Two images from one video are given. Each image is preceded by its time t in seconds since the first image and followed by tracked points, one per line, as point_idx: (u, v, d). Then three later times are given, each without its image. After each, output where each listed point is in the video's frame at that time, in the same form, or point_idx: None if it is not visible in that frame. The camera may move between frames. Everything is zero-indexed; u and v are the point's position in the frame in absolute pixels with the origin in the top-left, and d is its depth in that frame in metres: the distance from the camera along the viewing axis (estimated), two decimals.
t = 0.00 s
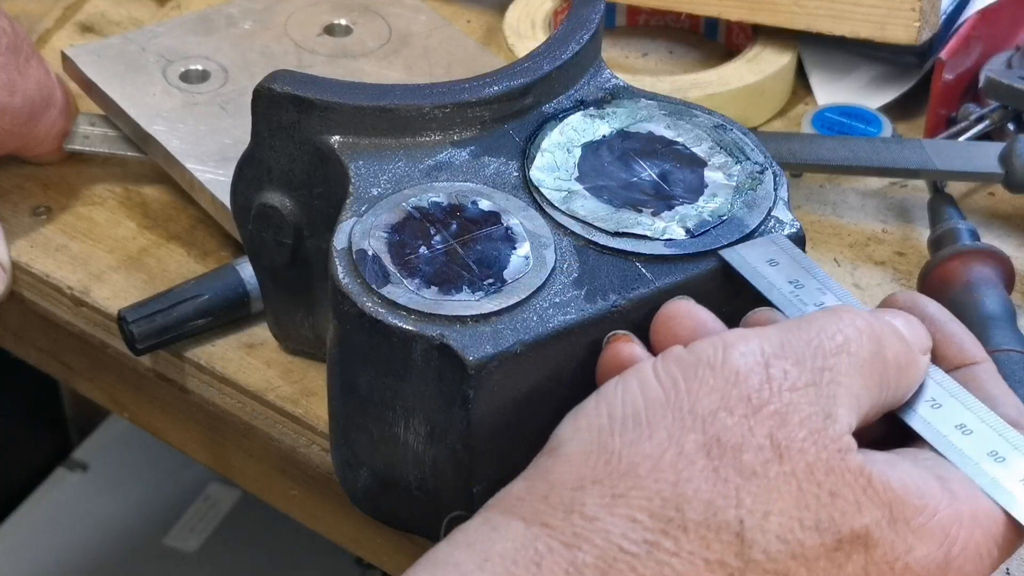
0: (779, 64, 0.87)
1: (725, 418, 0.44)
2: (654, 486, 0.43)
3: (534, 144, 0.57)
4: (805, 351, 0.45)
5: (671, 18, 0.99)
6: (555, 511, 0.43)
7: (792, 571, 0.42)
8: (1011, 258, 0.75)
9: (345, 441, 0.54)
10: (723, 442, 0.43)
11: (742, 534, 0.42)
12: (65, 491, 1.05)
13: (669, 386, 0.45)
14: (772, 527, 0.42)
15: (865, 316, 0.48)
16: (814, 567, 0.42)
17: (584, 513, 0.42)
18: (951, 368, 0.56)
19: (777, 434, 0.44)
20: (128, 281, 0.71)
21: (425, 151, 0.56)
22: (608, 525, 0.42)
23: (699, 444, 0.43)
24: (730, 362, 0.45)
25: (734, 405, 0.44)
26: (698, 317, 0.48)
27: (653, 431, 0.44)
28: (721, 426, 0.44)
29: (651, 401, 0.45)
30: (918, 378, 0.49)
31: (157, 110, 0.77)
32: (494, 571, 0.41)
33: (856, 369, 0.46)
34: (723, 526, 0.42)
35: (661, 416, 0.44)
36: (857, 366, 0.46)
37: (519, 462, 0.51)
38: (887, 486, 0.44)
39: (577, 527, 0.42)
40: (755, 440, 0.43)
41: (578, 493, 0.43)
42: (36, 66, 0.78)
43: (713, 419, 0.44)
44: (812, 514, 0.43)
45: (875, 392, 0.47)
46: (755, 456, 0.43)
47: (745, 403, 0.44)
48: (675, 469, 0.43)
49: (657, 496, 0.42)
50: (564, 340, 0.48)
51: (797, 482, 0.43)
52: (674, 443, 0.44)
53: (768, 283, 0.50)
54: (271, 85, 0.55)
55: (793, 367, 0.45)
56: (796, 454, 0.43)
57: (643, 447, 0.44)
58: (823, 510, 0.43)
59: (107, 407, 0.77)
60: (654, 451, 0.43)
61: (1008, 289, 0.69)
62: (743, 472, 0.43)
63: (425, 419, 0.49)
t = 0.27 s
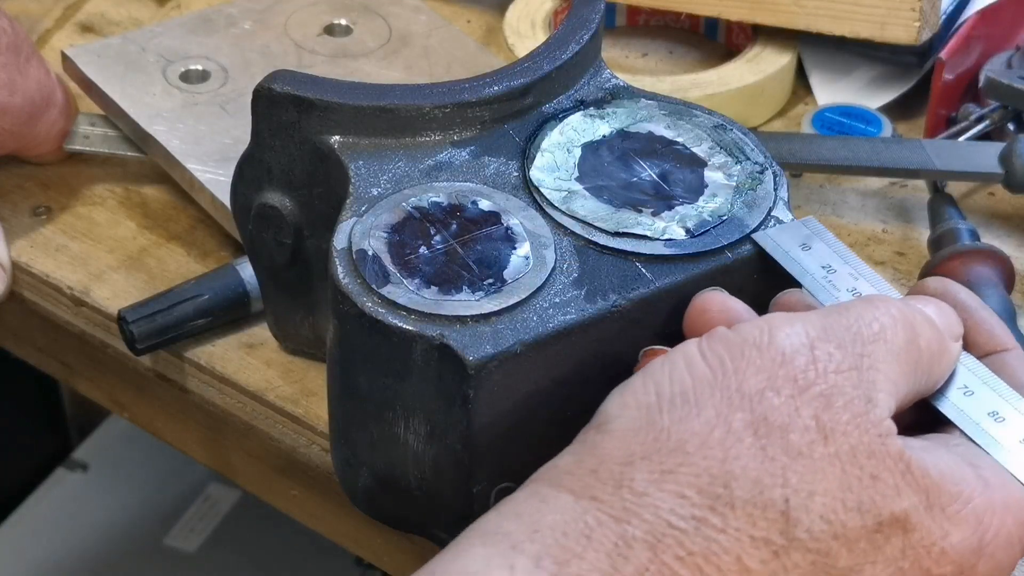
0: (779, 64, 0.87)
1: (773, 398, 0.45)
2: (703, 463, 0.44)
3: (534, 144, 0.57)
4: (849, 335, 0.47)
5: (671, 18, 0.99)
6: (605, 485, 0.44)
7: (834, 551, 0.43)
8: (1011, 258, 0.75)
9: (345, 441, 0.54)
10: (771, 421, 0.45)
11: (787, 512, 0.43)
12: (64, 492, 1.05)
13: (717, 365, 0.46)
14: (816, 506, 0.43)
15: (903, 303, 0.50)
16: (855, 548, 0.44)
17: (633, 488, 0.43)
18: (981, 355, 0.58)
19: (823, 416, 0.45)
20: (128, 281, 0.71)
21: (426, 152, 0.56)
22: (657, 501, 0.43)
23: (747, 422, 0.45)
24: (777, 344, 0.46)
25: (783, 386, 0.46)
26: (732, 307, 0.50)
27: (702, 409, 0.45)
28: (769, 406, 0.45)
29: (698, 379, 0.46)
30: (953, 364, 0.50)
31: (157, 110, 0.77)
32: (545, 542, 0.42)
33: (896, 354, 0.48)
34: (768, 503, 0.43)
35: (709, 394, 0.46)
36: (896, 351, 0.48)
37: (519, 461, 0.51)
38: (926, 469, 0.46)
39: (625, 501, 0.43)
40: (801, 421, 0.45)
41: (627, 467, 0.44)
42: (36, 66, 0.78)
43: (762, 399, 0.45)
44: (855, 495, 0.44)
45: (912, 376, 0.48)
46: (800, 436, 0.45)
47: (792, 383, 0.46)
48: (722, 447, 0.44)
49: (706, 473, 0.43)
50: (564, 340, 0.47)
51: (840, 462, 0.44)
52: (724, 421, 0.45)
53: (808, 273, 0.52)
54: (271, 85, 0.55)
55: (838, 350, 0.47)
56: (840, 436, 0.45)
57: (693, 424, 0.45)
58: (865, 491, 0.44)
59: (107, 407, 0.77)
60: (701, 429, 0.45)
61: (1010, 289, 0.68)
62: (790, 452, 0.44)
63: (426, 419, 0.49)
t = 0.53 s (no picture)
0: (779, 64, 0.87)
1: (809, 375, 0.47)
2: (743, 439, 0.46)
3: (534, 145, 0.57)
4: (877, 314, 0.49)
5: (671, 18, 0.99)
6: (647, 460, 0.45)
7: (871, 527, 0.45)
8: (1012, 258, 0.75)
9: (345, 441, 0.54)
10: (808, 399, 0.47)
11: (825, 488, 0.45)
12: (64, 492, 1.05)
13: (754, 344, 0.48)
14: (853, 482, 0.46)
15: (923, 282, 0.52)
16: (891, 524, 0.46)
17: (676, 463, 0.45)
18: (994, 319, 0.60)
19: (857, 394, 0.47)
20: (128, 281, 0.71)
21: (426, 151, 0.56)
22: (699, 475, 0.45)
23: (785, 400, 0.47)
24: (811, 324, 0.49)
25: (819, 364, 0.48)
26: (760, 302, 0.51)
27: (741, 387, 0.47)
28: (806, 383, 0.47)
29: (737, 358, 0.48)
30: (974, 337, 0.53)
31: (157, 110, 0.77)
32: (590, 514, 0.43)
33: (920, 331, 0.50)
34: (807, 479, 0.45)
35: (748, 372, 0.48)
36: (920, 329, 0.50)
37: (519, 462, 0.51)
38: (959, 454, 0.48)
39: (669, 477, 0.45)
40: (837, 399, 0.47)
41: (670, 443, 0.46)
42: (36, 66, 0.78)
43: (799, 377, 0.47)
44: (890, 473, 0.46)
45: (936, 352, 0.51)
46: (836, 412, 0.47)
47: (828, 362, 0.48)
48: (762, 423, 0.46)
49: (746, 450, 0.45)
50: (564, 340, 0.47)
51: (875, 439, 0.47)
52: (763, 399, 0.47)
53: (830, 254, 0.55)
54: (270, 85, 0.55)
55: (868, 330, 0.49)
56: (875, 414, 0.47)
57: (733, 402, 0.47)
58: (898, 469, 0.47)
59: (107, 407, 0.77)
60: (741, 407, 0.47)
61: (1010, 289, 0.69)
62: (827, 428, 0.46)
63: (426, 420, 0.49)
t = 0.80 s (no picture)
0: (779, 64, 0.87)
1: (830, 342, 0.48)
2: (768, 405, 0.46)
3: (534, 144, 0.57)
4: (889, 282, 0.51)
5: (671, 18, 0.99)
6: (673, 427, 0.46)
7: (894, 489, 0.46)
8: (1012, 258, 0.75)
9: (345, 441, 0.54)
10: (830, 364, 0.48)
11: (850, 451, 0.46)
12: (64, 492, 1.05)
13: (774, 313, 0.49)
14: (876, 445, 0.46)
15: (932, 248, 0.53)
16: (914, 487, 0.47)
17: (703, 430, 0.45)
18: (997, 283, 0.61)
19: (877, 360, 0.48)
20: (128, 281, 0.71)
21: (425, 151, 0.56)
22: (726, 442, 0.45)
23: (808, 366, 0.48)
24: (829, 293, 0.50)
25: (838, 331, 0.49)
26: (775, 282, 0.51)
27: (765, 356, 0.48)
28: (827, 349, 0.48)
29: (759, 327, 0.49)
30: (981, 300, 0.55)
31: (157, 110, 0.77)
32: (620, 481, 0.44)
33: (933, 296, 0.51)
34: (831, 443, 0.46)
35: (770, 340, 0.48)
36: (933, 294, 0.51)
37: (519, 463, 0.51)
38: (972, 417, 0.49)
39: (698, 443, 0.45)
40: (857, 364, 0.48)
41: (696, 411, 0.46)
42: (36, 66, 0.78)
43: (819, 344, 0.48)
44: (911, 435, 0.47)
45: (947, 317, 0.52)
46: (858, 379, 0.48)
47: (847, 329, 0.49)
48: (786, 389, 0.47)
49: (772, 415, 0.46)
50: (564, 340, 0.47)
51: (897, 402, 0.48)
52: (787, 368, 0.48)
53: (821, 215, 0.58)
54: (270, 85, 0.55)
55: (883, 297, 0.50)
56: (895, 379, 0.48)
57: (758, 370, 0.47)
58: (919, 431, 0.48)
59: (107, 407, 0.77)
60: (764, 373, 0.47)
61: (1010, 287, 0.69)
62: (850, 393, 0.47)
63: (426, 419, 0.49)
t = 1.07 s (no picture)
0: (779, 64, 0.87)
1: (854, 336, 0.48)
2: (796, 401, 0.46)
3: (534, 144, 0.57)
4: (907, 273, 0.50)
5: (671, 18, 0.99)
6: (704, 424, 0.46)
7: (920, 481, 0.46)
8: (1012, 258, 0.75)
9: (345, 441, 0.54)
10: (855, 357, 0.48)
11: (877, 444, 0.46)
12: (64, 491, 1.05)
13: (796, 308, 0.49)
14: (903, 437, 0.46)
15: (934, 232, 0.53)
16: (939, 477, 0.47)
17: (733, 426, 0.46)
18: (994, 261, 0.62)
19: (900, 351, 0.48)
20: (128, 281, 0.71)
21: (425, 151, 0.56)
22: (756, 437, 0.45)
23: (833, 360, 0.48)
24: (849, 286, 0.49)
25: (860, 323, 0.48)
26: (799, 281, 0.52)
27: (789, 352, 0.48)
28: (851, 343, 0.48)
29: (782, 323, 0.48)
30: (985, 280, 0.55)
31: (157, 110, 0.77)
32: (653, 477, 0.44)
33: (946, 284, 0.51)
34: (859, 436, 0.46)
35: (795, 335, 0.48)
36: (943, 282, 0.51)
37: (519, 464, 0.51)
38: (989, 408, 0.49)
39: (727, 441, 0.45)
40: (881, 357, 0.48)
41: (724, 409, 0.46)
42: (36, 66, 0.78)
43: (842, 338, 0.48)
44: (936, 426, 0.47)
45: (958, 303, 0.52)
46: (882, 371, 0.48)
47: (869, 321, 0.49)
48: (813, 384, 0.47)
49: (800, 411, 0.46)
50: (564, 340, 0.47)
51: (922, 393, 0.48)
52: (811, 362, 0.47)
53: (819, 199, 0.58)
54: (270, 85, 0.55)
55: (902, 288, 0.50)
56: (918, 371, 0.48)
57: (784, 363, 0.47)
58: (943, 422, 0.47)
59: (107, 407, 0.77)
60: (791, 368, 0.47)
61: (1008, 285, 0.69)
62: (875, 386, 0.47)
63: (426, 419, 0.49)
